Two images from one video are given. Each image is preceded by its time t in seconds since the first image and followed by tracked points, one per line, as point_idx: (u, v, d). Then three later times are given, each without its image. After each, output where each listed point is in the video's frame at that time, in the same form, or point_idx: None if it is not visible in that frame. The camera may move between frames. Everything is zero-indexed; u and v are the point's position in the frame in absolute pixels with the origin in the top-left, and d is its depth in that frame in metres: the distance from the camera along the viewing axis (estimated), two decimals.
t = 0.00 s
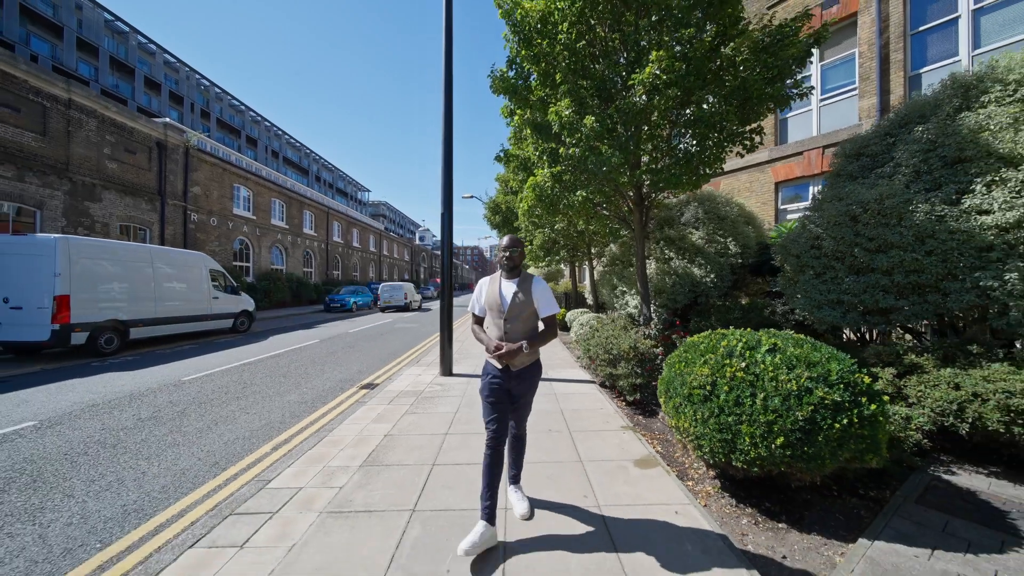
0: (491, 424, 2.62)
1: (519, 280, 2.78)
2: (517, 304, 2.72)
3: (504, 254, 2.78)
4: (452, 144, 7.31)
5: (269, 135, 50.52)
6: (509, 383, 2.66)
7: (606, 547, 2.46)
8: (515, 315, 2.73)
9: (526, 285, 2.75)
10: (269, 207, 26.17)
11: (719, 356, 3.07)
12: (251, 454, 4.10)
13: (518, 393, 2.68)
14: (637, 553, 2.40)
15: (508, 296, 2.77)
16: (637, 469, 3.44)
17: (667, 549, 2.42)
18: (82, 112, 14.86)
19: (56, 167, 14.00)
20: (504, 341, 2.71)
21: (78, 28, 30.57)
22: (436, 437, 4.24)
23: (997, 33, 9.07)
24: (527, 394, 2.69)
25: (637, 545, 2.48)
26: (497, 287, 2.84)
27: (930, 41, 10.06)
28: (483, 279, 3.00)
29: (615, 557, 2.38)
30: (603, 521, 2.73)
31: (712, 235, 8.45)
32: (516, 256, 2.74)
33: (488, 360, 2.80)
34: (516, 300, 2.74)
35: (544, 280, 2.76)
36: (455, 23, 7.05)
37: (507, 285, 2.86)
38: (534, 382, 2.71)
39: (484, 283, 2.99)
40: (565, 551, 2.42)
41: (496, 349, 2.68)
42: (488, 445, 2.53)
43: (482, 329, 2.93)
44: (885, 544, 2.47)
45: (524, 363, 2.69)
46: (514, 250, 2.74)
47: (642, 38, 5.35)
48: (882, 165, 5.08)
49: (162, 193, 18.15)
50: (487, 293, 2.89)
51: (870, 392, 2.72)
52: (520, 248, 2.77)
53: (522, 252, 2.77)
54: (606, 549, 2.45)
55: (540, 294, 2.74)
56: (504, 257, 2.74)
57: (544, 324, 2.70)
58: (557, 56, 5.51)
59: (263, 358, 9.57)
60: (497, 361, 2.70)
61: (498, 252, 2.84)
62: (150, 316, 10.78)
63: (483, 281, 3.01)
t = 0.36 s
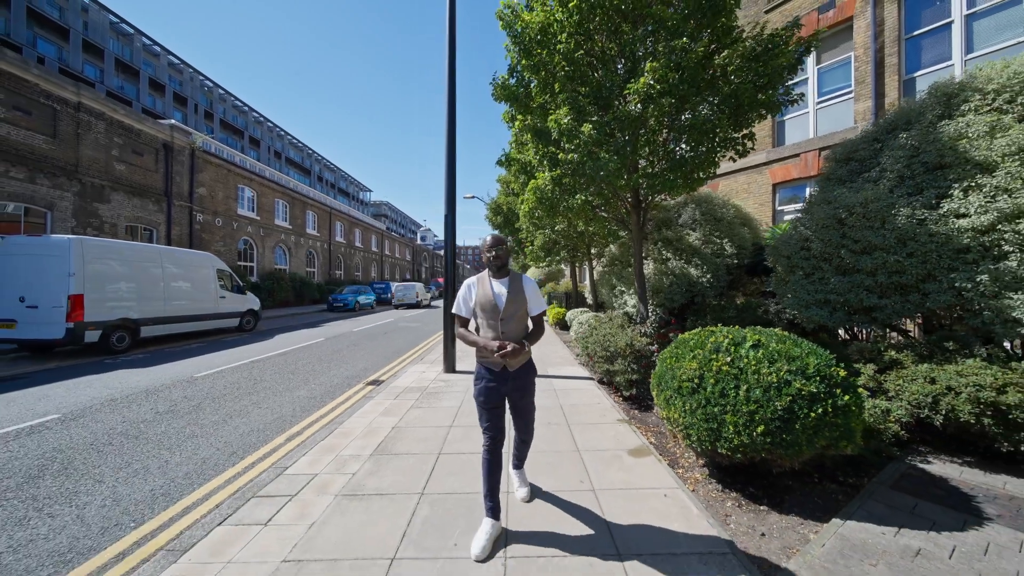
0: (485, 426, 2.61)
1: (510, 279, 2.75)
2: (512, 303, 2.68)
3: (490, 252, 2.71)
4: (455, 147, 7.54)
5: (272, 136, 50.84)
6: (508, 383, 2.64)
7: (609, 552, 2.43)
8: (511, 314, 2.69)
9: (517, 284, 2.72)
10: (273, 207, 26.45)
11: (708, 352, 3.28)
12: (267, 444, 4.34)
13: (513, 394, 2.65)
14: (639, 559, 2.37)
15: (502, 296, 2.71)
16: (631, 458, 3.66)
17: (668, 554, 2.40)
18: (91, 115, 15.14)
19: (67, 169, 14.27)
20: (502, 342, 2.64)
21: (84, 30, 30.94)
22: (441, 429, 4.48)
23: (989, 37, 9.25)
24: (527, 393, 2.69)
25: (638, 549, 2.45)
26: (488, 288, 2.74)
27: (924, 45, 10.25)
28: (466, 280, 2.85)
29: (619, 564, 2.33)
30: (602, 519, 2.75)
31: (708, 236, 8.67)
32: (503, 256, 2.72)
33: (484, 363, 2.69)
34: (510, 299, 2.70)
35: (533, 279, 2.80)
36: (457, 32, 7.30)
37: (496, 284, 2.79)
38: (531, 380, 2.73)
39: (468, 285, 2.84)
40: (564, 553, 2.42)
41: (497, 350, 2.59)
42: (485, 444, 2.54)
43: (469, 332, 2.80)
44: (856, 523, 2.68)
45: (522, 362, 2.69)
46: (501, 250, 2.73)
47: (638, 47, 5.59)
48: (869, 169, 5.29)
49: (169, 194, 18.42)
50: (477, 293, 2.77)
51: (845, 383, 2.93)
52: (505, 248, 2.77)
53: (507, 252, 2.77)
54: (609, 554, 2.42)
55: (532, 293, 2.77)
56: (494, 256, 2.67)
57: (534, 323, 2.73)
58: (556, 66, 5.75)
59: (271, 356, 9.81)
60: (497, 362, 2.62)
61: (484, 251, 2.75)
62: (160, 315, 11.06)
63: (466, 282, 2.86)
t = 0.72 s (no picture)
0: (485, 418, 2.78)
1: (506, 278, 2.85)
2: (510, 302, 2.79)
3: (487, 252, 2.80)
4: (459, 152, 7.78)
5: (275, 137, 51.20)
6: (508, 379, 2.77)
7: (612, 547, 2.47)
8: (509, 312, 2.79)
9: (514, 283, 2.82)
10: (277, 208, 26.75)
11: (699, 347, 3.50)
12: (283, 435, 4.59)
13: (511, 390, 2.81)
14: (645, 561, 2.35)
15: (499, 295, 2.80)
16: (627, 447, 3.89)
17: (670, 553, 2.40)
18: (101, 118, 15.44)
19: (78, 171, 14.57)
20: (500, 340, 2.74)
21: (91, 33, 31.35)
22: (448, 422, 4.71)
23: (983, 41, 9.41)
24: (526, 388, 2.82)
25: (640, 547, 2.47)
26: (486, 286, 2.83)
27: (919, 49, 10.42)
28: (462, 280, 2.93)
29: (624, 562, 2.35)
30: (604, 510, 2.87)
31: (706, 237, 8.87)
32: (500, 255, 2.82)
33: (483, 361, 2.79)
34: (508, 298, 2.80)
35: (528, 277, 2.91)
36: (461, 40, 7.54)
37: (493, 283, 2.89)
38: (529, 376, 2.86)
39: (464, 283, 2.92)
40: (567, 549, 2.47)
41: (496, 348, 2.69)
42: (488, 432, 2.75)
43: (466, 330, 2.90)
44: (833, 504, 2.90)
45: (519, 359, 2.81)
46: (496, 249, 2.83)
47: (636, 56, 5.82)
48: (858, 174, 5.49)
49: (177, 196, 18.73)
50: (474, 292, 2.85)
51: (825, 375, 3.16)
52: (501, 247, 2.87)
53: (503, 251, 2.87)
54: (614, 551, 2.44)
55: (528, 291, 2.89)
56: (492, 255, 2.77)
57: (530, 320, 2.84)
58: (557, 74, 6.00)
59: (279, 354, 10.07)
60: (497, 360, 2.74)
61: (480, 250, 2.83)
62: (171, 314, 11.38)
63: (462, 281, 2.93)
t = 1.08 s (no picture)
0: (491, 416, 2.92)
1: (512, 281, 2.93)
2: (513, 306, 2.86)
3: (494, 255, 2.89)
4: (463, 156, 8.04)
5: (278, 138, 51.54)
6: (508, 382, 2.81)
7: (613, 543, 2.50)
8: (511, 315, 2.86)
9: (519, 287, 2.90)
10: (281, 209, 27.04)
11: (689, 343, 3.76)
12: (298, 427, 4.86)
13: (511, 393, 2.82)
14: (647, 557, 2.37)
15: (503, 298, 2.90)
16: (623, 437, 4.14)
17: (673, 549, 2.43)
18: (110, 121, 15.73)
19: (88, 173, 14.85)
20: (501, 342, 2.82)
21: (97, 36, 31.71)
22: (453, 415, 4.97)
23: (973, 47, 9.63)
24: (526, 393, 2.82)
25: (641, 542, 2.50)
26: (490, 289, 2.94)
27: (912, 54, 10.65)
28: (472, 281, 3.07)
29: (624, 557, 2.38)
30: (602, 496, 3.06)
31: (702, 238, 9.11)
32: (507, 258, 2.89)
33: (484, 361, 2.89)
34: (512, 301, 2.88)
35: (534, 282, 2.96)
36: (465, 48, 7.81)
37: (499, 286, 2.99)
38: (530, 380, 2.87)
39: (471, 286, 3.06)
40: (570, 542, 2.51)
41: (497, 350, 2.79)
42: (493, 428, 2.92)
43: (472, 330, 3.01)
44: (811, 487, 3.14)
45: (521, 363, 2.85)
46: (504, 253, 2.90)
47: (633, 66, 6.08)
48: (845, 179, 5.74)
49: (183, 197, 19.02)
50: (480, 294, 2.98)
51: (805, 369, 3.42)
52: (509, 251, 2.94)
53: (511, 255, 2.94)
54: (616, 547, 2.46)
55: (533, 295, 2.94)
56: (497, 259, 2.85)
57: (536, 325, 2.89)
58: (557, 83, 6.25)
59: (286, 352, 10.32)
60: (496, 362, 2.81)
61: (488, 254, 2.94)
62: (181, 313, 11.67)
63: (470, 283, 3.09)
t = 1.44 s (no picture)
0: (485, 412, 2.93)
1: (521, 279, 2.84)
2: (519, 304, 2.76)
3: (506, 252, 2.84)
4: (465, 160, 8.27)
5: (279, 138, 51.84)
6: (508, 381, 2.76)
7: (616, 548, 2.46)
8: (516, 314, 2.77)
9: (529, 285, 2.78)
10: (283, 210, 27.30)
11: (681, 339, 4.00)
12: (308, 421, 5.09)
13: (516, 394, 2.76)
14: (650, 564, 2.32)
15: (510, 295, 2.83)
16: (618, 430, 4.37)
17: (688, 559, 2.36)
18: (117, 124, 15.99)
19: (96, 175, 15.10)
20: (503, 341, 2.76)
21: (101, 38, 32.02)
22: (457, 409, 5.19)
23: (965, 51, 9.79)
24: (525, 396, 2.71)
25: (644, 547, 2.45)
26: (500, 286, 2.90)
27: (906, 58, 10.82)
28: (485, 278, 3.05)
29: (624, 556, 2.39)
30: (597, 481, 3.27)
31: (699, 239, 9.32)
32: (518, 255, 2.80)
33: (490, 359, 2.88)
34: (518, 299, 2.78)
35: (546, 280, 2.79)
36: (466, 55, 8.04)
37: (510, 283, 2.91)
38: (532, 382, 2.74)
39: (485, 281, 3.05)
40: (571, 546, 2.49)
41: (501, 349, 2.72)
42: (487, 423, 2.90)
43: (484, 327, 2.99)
44: (792, 473, 3.36)
45: (523, 364, 2.72)
46: (518, 249, 2.79)
47: (630, 74, 6.31)
48: (834, 182, 5.94)
49: (188, 199, 19.27)
50: (490, 291, 2.95)
51: (788, 363, 3.64)
52: (524, 247, 2.82)
53: (525, 251, 2.82)
54: (619, 552, 2.42)
55: (543, 295, 2.77)
56: (507, 256, 2.78)
57: (549, 325, 2.71)
58: (556, 90, 6.47)
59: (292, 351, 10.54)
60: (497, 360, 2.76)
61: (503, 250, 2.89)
62: (189, 312, 11.93)
63: (486, 279, 3.09)
